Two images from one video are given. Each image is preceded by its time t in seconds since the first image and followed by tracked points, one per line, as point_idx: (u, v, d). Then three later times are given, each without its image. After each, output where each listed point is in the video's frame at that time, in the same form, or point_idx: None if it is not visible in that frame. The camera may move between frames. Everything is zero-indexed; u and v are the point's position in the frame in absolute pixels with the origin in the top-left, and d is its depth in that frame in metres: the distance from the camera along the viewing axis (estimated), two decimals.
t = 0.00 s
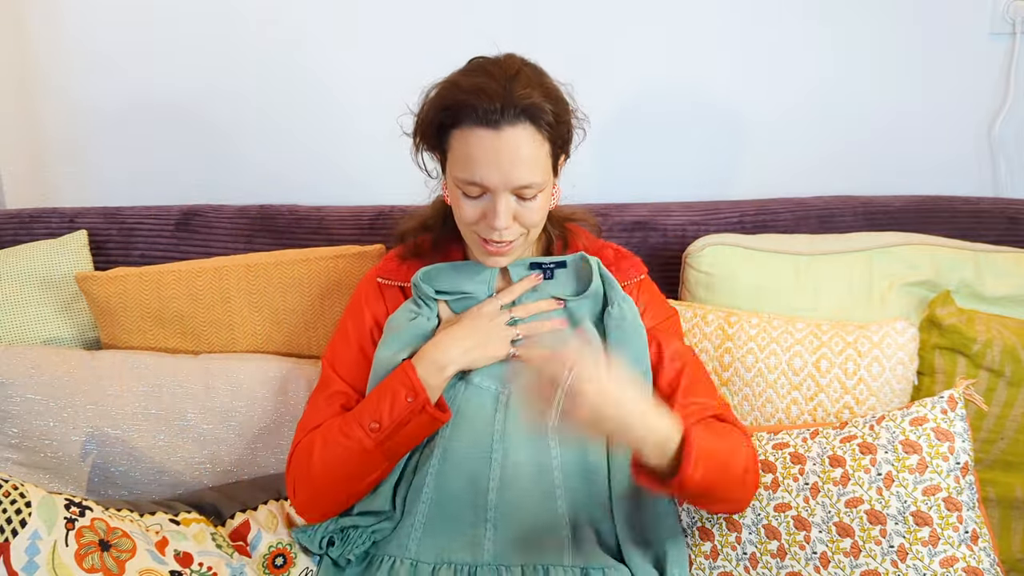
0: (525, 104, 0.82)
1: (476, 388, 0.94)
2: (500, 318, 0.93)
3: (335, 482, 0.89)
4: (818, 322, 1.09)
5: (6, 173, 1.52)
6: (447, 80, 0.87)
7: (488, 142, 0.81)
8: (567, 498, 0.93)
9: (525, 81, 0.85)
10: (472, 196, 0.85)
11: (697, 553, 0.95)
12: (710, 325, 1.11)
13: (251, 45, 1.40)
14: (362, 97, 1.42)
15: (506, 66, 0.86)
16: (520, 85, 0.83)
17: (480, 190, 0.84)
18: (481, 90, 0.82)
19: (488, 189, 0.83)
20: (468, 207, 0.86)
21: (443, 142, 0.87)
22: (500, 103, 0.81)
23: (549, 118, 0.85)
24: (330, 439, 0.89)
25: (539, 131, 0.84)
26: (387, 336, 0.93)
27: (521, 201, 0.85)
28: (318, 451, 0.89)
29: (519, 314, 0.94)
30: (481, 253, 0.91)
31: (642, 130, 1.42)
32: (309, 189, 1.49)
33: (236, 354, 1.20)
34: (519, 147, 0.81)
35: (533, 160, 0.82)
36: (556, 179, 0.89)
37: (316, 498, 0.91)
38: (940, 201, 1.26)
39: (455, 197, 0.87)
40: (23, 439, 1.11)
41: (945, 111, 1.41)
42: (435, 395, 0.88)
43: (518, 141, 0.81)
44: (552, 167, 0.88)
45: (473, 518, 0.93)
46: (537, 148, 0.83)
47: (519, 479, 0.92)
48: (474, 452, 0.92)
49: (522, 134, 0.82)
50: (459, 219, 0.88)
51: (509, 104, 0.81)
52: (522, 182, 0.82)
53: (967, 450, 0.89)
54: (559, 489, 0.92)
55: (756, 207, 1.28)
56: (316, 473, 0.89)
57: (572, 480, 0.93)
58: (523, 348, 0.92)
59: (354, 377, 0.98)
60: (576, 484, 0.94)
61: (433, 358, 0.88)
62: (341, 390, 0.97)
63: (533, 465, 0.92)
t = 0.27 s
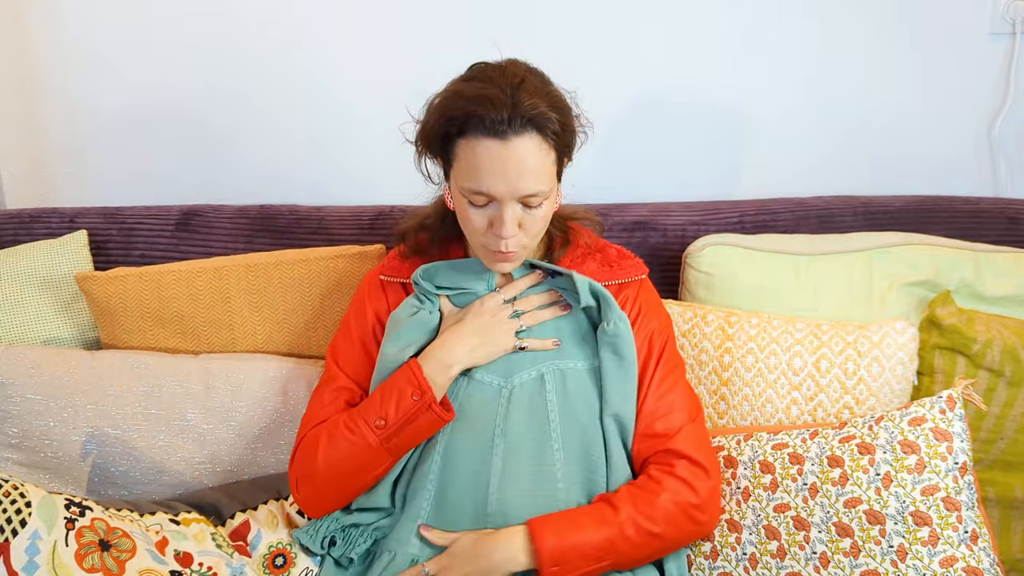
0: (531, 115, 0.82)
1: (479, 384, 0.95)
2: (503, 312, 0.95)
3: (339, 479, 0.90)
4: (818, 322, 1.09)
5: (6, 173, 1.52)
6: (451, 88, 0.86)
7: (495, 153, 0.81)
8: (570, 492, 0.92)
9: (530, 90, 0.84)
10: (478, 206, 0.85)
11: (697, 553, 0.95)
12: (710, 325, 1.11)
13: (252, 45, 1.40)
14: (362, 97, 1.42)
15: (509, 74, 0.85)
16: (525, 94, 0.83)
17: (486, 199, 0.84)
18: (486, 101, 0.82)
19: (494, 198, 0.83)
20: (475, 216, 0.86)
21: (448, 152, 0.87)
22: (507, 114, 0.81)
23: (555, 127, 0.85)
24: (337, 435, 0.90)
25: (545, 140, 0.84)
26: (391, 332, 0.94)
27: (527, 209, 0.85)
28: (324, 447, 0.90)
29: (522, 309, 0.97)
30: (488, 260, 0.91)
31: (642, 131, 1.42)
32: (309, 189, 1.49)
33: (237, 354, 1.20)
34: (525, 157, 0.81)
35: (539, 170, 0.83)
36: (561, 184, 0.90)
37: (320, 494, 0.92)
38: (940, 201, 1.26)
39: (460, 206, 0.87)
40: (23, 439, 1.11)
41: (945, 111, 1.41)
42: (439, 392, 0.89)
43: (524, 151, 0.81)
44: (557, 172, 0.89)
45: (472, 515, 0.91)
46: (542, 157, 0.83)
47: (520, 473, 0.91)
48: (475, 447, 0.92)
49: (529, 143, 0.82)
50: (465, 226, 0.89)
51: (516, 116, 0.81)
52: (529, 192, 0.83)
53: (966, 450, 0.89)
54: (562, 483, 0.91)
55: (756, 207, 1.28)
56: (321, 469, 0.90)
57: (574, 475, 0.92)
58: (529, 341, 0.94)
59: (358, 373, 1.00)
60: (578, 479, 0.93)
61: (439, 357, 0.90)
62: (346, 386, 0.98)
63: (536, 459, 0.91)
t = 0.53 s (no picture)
0: (533, 129, 0.82)
1: (479, 383, 0.94)
2: (502, 311, 0.95)
3: (338, 478, 0.90)
4: (818, 322, 1.09)
5: (6, 173, 1.52)
6: (450, 100, 0.86)
7: (497, 167, 0.81)
8: (569, 491, 0.92)
9: (531, 101, 0.84)
10: (480, 216, 0.85)
11: (697, 552, 0.95)
12: (710, 325, 1.11)
13: (252, 45, 1.40)
14: (362, 97, 1.42)
15: (509, 84, 0.84)
16: (526, 106, 0.82)
17: (488, 210, 0.84)
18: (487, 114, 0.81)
19: (497, 209, 0.83)
20: (477, 226, 0.86)
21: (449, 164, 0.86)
22: (509, 129, 0.81)
23: (556, 138, 0.85)
24: (336, 434, 0.90)
25: (547, 152, 0.84)
26: (390, 330, 0.94)
27: (529, 218, 0.85)
28: (324, 446, 0.90)
29: (521, 307, 0.97)
30: (488, 265, 0.91)
31: (642, 131, 1.42)
32: (309, 189, 1.49)
33: (237, 354, 1.20)
34: (527, 170, 0.81)
35: (542, 181, 0.83)
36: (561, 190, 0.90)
37: (321, 493, 0.92)
38: (940, 201, 1.26)
39: (462, 215, 0.87)
40: (23, 439, 1.11)
41: (945, 111, 1.41)
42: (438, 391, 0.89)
43: (527, 165, 0.81)
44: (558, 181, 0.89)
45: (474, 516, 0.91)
46: (544, 169, 0.83)
47: (519, 473, 0.91)
48: (476, 446, 0.93)
49: (531, 156, 0.82)
50: (466, 234, 0.89)
51: (518, 130, 0.81)
52: (532, 203, 0.83)
53: (966, 450, 0.89)
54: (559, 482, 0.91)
55: (756, 207, 1.28)
56: (321, 468, 0.90)
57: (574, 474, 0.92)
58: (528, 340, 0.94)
59: (358, 372, 1.00)
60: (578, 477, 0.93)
61: (438, 357, 0.90)
62: (346, 385, 0.98)
63: (535, 458, 0.92)
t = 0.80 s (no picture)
0: (531, 108, 0.82)
1: (482, 385, 0.94)
2: (505, 314, 0.95)
3: (343, 484, 0.90)
4: (818, 322, 1.09)
5: (6, 173, 1.52)
6: (448, 88, 0.87)
7: (496, 146, 0.81)
8: (572, 493, 0.92)
9: (529, 84, 0.85)
10: (480, 201, 0.85)
11: (697, 553, 0.92)
12: (710, 325, 1.11)
13: (252, 45, 1.40)
14: (362, 97, 1.42)
15: (506, 70, 0.86)
16: (523, 88, 0.84)
17: (489, 194, 0.83)
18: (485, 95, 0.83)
19: (498, 192, 0.83)
20: (478, 212, 0.85)
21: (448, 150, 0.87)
22: (507, 108, 0.82)
23: (555, 120, 0.85)
24: (341, 440, 0.90)
25: (546, 133, 0.84)
26: (393, 335, 0.93)
27: (530, 203, 0.85)
28: (329, 452, 0.90)
29: (522, 309, 0.97)
30: (490, 260, 0.90)
31: (642, 131, 1.42)
32: (309, 189, 1.49)
33: (237, 354, 1.20)
34: (525, 149, 0.82)
35: (541, 162, 0.83)
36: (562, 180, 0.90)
37: (325, 500, 0.92)
38: (940, 201, 1.26)
39: (462, 204, 0.86)
40: (23, 439, 1.11)
41: (945, 111, 1.41)
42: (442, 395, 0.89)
43: (525, 143, 0.82)
44: (558, 168, 0.89)
45: (477, 517, 0.91)
46: (543, 150, 0.83)
47: (522, 475, 0.91)
48: (479, 448, 0.93)
49: (530, 136, 0.82)
50: (466, 225, 0.88)
51: (516, 109, 0.82)
52: (532, 184, 0.83)
53: (966, 450, 0.89)
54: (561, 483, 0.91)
55: (757, 207, 1.28)
56: (326, 474, 0.90)
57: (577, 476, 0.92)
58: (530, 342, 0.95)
59: (361, 376, 1.00)
60: (581, 478, 0.93)
61: (443, 361, 0.90)
62: (349, 390, 0.98)
63: (539, 460, 0.92)
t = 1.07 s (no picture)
0: (523, 80, 0.85)
1: (483, 388, 0.94)
2: (505, 317, 0.95)
3: (345, 490, 0.90)
4: (818, 322, 1.09)
5: (6, 173, 1.53)
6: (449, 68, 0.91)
7: (487, 114, 0.84)
8: (573, 495, 0.92)
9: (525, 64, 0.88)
10: (471, 175, 0.86)
11: (696, 552, 0.94)
12: (710, 325, 1.11)
13: (252, 45, 1.40)
14: (362, 97, 1.42)
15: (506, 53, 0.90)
16: (520, 65, 0.87)
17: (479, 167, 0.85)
18: (481, 70, 0.86)
19: (487, 164, 0.85)
20: (468, 187, 0.87)
21: (445, 124, 0.90)
22: (500, 80, 0.85)
23: (549, 98, 0.87)
24: (342, 447, 0.89)
25: (537, 109, 0.86)
26: (393, 340, 0.93)
27: (520, 180, 0.85)
28: (331, 458, 0.90)
29: (524, 312, 0.96)
30: (479, 241, 0.89)
31: (642, 131, 1.42)
32: (309, 189, 1.49)
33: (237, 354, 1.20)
34: (517, 120, 0.84)
35: (532, 136, 0.84)
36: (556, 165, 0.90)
37: (327, 506, 0.91)
38: (940, 201, 1.26)
39: (454, 180, 0.88)
40: (23, 439, 1.11)
41: (945, 111, 1.41)
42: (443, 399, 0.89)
43: (517, 114, 0.84)
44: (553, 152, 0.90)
45: (479, 519, 0.91)
46: (535, 125, 0.85)
47: (523, 477, 0.91)
48: (481, 450, 0.93)
49: (521, 108, 0.85)
50: (458, 203, 0.89)
51: (509, 81, 0.85)
52: (520, 156, 0.84)
53: (965, 450, 0.89)
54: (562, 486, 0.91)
55: (756, 207, 1.28)
56: (328, 481, 0.90)
57: (578, 478, 0.92)
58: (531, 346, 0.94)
59: (362, 380, 0.99)
60: (581, 479, 0.92)
61: (444, 365, 0.90)
62: (350, 395, 0.97)
63: (540, 462, 0.92)
